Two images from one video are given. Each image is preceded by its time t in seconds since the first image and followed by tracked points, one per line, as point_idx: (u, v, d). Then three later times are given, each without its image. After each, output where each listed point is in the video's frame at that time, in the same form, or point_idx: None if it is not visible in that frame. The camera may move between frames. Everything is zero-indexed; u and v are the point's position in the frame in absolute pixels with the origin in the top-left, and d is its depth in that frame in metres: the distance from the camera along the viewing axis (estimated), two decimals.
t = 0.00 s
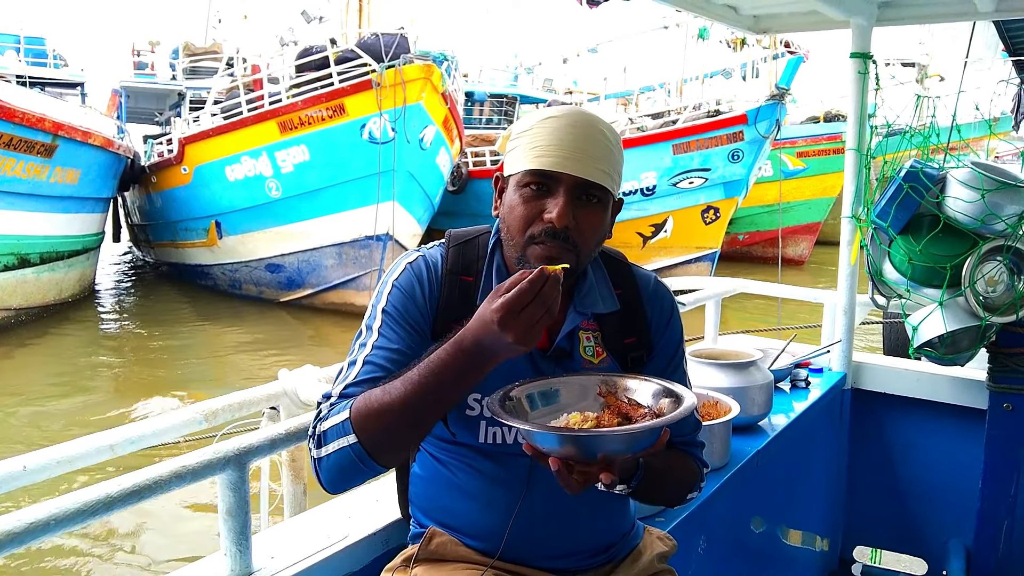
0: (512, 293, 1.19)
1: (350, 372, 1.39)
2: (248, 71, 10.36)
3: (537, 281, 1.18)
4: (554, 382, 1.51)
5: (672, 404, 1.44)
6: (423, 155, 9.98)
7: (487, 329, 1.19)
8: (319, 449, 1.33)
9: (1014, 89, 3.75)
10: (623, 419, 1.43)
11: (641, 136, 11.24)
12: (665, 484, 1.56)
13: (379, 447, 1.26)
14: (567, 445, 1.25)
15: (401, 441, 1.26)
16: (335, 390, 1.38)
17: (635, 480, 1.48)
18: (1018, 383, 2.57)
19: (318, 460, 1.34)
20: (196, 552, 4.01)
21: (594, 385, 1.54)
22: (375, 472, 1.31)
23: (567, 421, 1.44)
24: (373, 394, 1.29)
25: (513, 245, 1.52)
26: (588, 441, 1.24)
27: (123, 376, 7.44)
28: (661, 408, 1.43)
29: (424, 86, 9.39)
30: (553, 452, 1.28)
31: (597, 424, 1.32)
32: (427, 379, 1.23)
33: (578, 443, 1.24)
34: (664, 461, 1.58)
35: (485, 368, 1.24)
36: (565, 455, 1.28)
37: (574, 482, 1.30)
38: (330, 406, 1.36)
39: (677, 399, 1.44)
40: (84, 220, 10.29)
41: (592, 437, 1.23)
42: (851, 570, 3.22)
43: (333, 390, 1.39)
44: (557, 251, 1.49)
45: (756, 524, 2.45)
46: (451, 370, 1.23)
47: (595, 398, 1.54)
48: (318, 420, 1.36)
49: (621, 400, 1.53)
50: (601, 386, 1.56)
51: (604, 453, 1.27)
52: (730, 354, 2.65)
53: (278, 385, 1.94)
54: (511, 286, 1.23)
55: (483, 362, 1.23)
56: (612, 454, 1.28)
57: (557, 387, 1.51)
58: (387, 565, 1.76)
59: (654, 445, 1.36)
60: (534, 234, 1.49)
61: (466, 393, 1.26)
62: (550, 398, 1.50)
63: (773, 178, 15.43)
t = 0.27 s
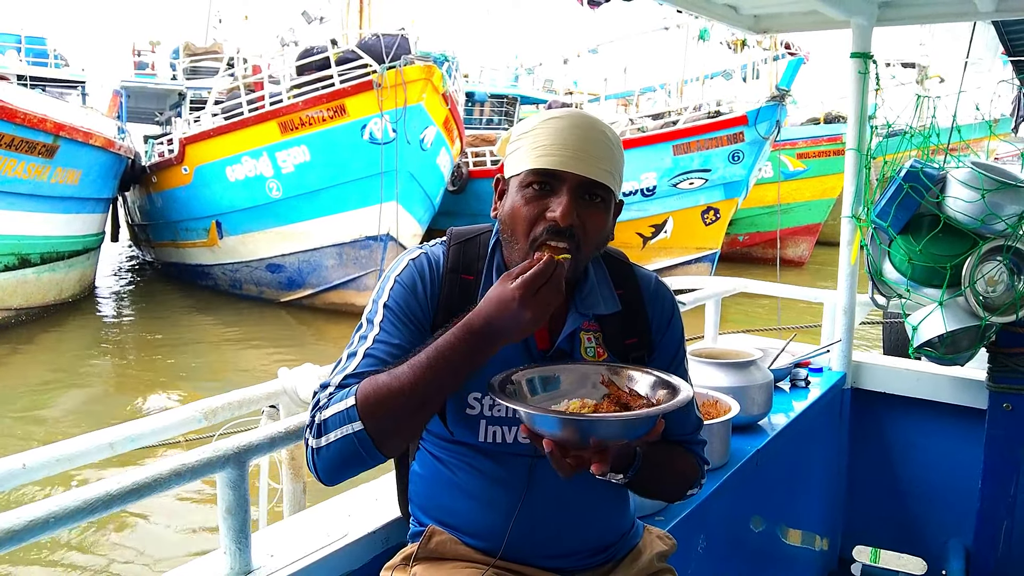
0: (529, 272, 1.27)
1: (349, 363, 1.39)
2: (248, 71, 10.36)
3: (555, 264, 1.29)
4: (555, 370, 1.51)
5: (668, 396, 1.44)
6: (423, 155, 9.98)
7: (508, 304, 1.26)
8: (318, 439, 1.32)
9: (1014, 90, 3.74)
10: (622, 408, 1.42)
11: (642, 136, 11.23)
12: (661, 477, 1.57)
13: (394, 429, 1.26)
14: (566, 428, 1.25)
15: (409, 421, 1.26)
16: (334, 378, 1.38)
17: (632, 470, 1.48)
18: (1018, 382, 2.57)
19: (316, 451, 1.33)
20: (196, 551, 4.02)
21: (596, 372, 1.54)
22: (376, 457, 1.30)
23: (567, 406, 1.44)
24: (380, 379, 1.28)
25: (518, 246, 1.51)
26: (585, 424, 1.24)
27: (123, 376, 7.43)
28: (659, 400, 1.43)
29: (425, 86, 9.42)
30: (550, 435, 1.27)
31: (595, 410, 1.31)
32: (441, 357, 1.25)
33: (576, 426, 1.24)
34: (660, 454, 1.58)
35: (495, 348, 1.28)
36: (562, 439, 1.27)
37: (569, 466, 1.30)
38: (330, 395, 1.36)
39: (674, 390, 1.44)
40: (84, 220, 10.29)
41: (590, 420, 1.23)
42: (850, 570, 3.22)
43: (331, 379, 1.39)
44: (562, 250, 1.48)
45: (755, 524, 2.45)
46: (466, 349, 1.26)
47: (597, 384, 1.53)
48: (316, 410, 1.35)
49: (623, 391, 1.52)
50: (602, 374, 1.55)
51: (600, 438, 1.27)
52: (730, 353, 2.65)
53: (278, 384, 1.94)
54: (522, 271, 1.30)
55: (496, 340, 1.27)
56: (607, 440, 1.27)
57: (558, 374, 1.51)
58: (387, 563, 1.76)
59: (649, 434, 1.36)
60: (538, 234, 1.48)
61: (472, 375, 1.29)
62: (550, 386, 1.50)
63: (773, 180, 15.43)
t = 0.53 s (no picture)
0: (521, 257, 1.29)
1: (345, 360, 1.39)
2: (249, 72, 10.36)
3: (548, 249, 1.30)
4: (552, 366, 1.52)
5: (660, 389, 1.45)
6: (424, 157, 9.98)
7: (500, 288, 1.26)
8: (311, 434, 1.33)
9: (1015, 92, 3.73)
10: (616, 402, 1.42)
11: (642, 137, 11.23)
12: (659, 473, 1.57)
13: (383, 415, 1.25)
14: (562, 420, 1.25)
15: (398, 408, 1.26)
16: (331, 373, 1.38)
17: (627, 466, 1.48)
18: (1017, 381, 2.57)
19: (309, 445, 1.33)
20: (197, 551, 4.02)
21: (591, 368, 1.54)
22: (369, 451, 1.30)
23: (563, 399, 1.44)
24: (371, 372, 1.28)
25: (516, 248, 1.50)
26: (580, 414, 1.24)
27: (124, 378, 7.44)
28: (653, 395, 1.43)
29: (426, 88, 9.42)
30: (544, 426, 1.28)
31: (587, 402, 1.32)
32: (432, 345, 1.26)
33: (570, 416, 1.24)
34: (659, 451, 1.58)
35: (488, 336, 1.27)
36: (558, 431, 1.28)
37: (559, 457, 1.31)
38: (325, 389, 1.36)
39: (667, 384, 1.44)
40: (86, 221, 10.30)
41: (582, 409, 1.23)
42: (851, 570, 3.22)
43: (328, 373, 1.39)
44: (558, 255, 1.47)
45: (756, 523, 2.45)
46: (456, 335, 1.26)
47: (594, 381, 1.54)
48: (311, 406, 1.35)
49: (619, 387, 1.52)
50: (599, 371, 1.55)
51: (592, 428, 1.27)
52: (730, 353, 2.65)
53: (279, 384, 1.94)
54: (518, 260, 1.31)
55: (488, 326, 1.26)
56: (600, 430, 1.27)
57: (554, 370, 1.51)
58: (388, 563, 1.76)
59: (640, 428, 1.36)
60: (535, 238, 1.47)
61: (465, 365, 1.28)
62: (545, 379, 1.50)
63: (773, 181, 15.43)
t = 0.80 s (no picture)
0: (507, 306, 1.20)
1: (338, 363, 1.40)
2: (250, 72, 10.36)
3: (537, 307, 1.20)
4: (558, 368, 1.54)
5: (669, 395, 1.44)
6: (426, 158, 9.95)
7: (480, 334, 1.19)
8: (298, 434, 1.33)
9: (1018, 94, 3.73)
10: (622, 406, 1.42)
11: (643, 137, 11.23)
12: (664, 476, 1.58)
13: (354, 430, 1.27)
14: (570, 423, 1.25)
15: (375, 430, 1.26)
16: (324, 377, 1.39)
17: (633, 466, 1.53)
18: (1018, 380, 2.57)
19: (296, 442, 1.34)
20: (198, 551, 4.02)
21: (600, 371, 1.53)
22: (344, 464, 1.31)
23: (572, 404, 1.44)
24: (361, 384, 1.29)
25: (526, 260, 1.51)
26: (589, 416, 1.24)
27: (125, 377, 7.44)
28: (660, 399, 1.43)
29: (428, 90, 9.38)
30: (552, 429, 1.28)
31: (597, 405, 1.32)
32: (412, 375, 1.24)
33: (579, 420, 1.24)
34: (664, 452, 1.59)
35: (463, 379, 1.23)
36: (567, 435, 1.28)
37: (566, 458, 1.33)
38: (316, 392, 1.37)
39: (676, 389, 1.44)
40: (87, 221, 10.30)
41: (592, 413, 1.24)
42: (852, 569, 3.22)
43: (321, 377, 1.39)
44: (570, 274, 1.48)
45: (757, 522, 2.45)
46: (436, 372, 1.23)
47: (599, 383, 1.53)
48: (301, 408, 1.36)
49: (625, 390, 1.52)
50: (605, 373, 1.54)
51: (601, 432, 1.27)
52: (732, 352, 2.65)
53: (281, 383, 1.94)
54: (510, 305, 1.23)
55: (465, 371, 1.22)
56: (608, 435, 1.28)
57: (559, 371, 1.54)
58: (390, 562, 1.76)
59: (649, 432, 1.35)
60: (549, 257, 1.47)
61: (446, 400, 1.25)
62: (552, 382, 1.54)
63: (773, 182, 15.43)
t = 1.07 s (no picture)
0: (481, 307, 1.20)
1: (342, 376, 1.41)
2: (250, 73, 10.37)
3: (505, 306, 1.18)
4: (563, 377, 1.52)
5: (675, 403, 1.46)
6: (426, 158, 9.94)
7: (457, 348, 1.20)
8: (306, 449, 1.35)
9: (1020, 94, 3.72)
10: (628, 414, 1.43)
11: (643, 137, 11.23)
12: (666, 478, 1.58)
13: (358, 456, 1.28)
14: (575, 431, 1.26)
15: (381, 453, 1.28)
16: (328, 393, 1.40)
17: (637, 471, 1.53)
18: (1018, 380, 2.57)
19: (305, 457, 1.35)
20: (199, 552, 4.01)
21: (603, 381, 1.55)
22: (353, 478, 1.32)
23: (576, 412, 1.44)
24: (360, 405, 1.30)
25: (528, 262, 1.50)
26: (593, 424, 1.24)
27: (126, 377, 7.44)
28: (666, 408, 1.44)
29: (429, 91, 9.38)
30: (557, 437, 1.29)
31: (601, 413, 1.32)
32: (406, 396, 1.25)
33: (584, 429, 1.25)
34: (668, 454, 1.59)
35: (457, 392, 1.23)
36: (571, 442, 1.28)
37: (573, 466, 1.33)
38: (321, 409, 1.38)
39: (682, 399, 1.45)
40: (87, 220, 10.30)
41: (597, 421, 1.24)
42: (852, 569, 3.22)
43: (326, 393, 1.41)
44: (569, 281, 1.47)
45: (757, 522, 2.45)
46: (429, 389, 1.23)
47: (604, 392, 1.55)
48: (307, 422, 1.38)
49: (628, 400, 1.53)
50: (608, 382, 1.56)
51: (607, 441, 1.27)
52: (732, 351, 2.65)
53: (281, 383, 1.94)
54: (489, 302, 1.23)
55: (457, 385, 1.22)
56: (614, 444, 1.28)
57: (564, 380, 1.52)
58: (390, 562, 1.76)
59: (655, 440, 1.35)
60: (551, 264, 1.47)
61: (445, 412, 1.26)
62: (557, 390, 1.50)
63: (773, 182, 15.42)
